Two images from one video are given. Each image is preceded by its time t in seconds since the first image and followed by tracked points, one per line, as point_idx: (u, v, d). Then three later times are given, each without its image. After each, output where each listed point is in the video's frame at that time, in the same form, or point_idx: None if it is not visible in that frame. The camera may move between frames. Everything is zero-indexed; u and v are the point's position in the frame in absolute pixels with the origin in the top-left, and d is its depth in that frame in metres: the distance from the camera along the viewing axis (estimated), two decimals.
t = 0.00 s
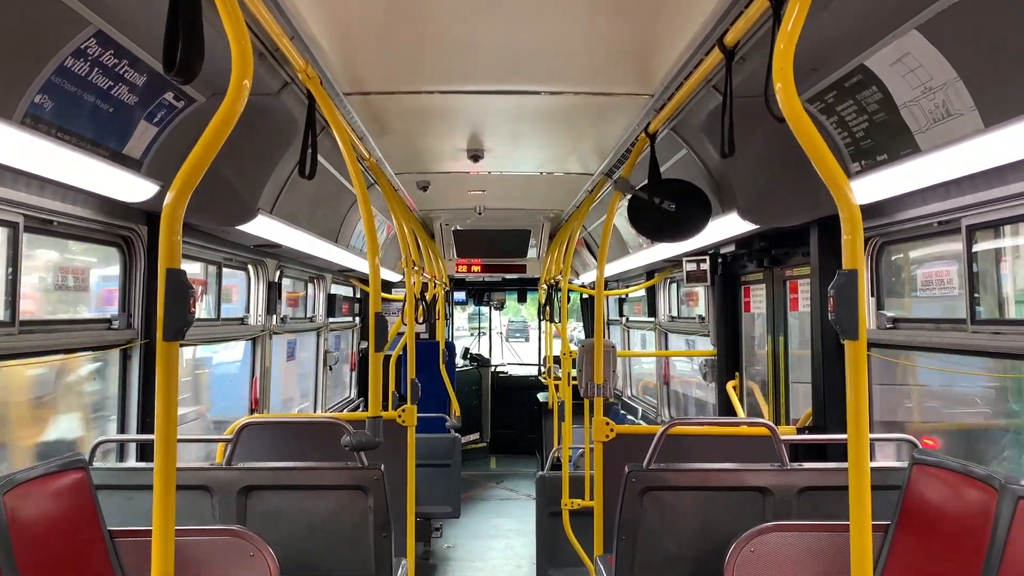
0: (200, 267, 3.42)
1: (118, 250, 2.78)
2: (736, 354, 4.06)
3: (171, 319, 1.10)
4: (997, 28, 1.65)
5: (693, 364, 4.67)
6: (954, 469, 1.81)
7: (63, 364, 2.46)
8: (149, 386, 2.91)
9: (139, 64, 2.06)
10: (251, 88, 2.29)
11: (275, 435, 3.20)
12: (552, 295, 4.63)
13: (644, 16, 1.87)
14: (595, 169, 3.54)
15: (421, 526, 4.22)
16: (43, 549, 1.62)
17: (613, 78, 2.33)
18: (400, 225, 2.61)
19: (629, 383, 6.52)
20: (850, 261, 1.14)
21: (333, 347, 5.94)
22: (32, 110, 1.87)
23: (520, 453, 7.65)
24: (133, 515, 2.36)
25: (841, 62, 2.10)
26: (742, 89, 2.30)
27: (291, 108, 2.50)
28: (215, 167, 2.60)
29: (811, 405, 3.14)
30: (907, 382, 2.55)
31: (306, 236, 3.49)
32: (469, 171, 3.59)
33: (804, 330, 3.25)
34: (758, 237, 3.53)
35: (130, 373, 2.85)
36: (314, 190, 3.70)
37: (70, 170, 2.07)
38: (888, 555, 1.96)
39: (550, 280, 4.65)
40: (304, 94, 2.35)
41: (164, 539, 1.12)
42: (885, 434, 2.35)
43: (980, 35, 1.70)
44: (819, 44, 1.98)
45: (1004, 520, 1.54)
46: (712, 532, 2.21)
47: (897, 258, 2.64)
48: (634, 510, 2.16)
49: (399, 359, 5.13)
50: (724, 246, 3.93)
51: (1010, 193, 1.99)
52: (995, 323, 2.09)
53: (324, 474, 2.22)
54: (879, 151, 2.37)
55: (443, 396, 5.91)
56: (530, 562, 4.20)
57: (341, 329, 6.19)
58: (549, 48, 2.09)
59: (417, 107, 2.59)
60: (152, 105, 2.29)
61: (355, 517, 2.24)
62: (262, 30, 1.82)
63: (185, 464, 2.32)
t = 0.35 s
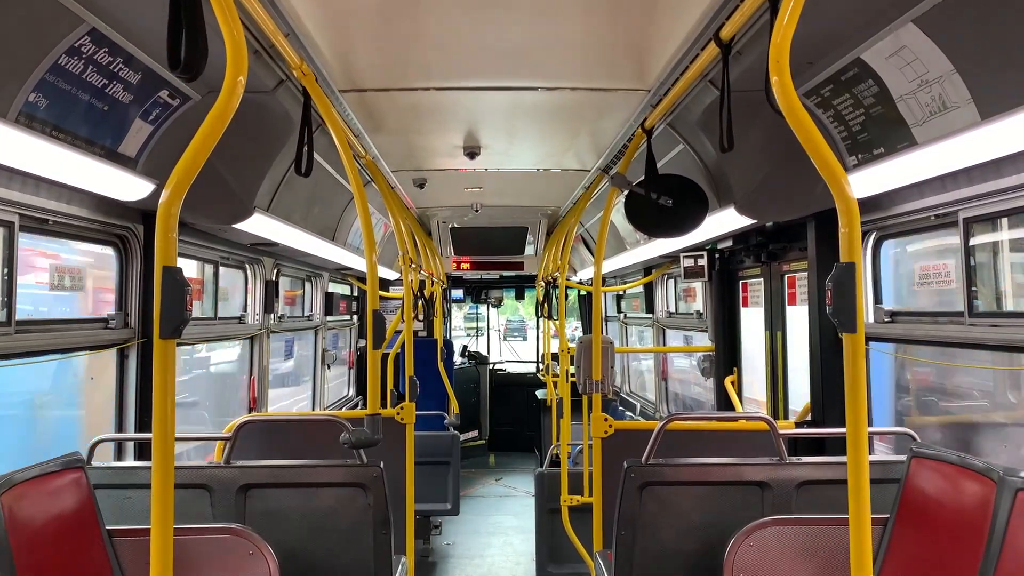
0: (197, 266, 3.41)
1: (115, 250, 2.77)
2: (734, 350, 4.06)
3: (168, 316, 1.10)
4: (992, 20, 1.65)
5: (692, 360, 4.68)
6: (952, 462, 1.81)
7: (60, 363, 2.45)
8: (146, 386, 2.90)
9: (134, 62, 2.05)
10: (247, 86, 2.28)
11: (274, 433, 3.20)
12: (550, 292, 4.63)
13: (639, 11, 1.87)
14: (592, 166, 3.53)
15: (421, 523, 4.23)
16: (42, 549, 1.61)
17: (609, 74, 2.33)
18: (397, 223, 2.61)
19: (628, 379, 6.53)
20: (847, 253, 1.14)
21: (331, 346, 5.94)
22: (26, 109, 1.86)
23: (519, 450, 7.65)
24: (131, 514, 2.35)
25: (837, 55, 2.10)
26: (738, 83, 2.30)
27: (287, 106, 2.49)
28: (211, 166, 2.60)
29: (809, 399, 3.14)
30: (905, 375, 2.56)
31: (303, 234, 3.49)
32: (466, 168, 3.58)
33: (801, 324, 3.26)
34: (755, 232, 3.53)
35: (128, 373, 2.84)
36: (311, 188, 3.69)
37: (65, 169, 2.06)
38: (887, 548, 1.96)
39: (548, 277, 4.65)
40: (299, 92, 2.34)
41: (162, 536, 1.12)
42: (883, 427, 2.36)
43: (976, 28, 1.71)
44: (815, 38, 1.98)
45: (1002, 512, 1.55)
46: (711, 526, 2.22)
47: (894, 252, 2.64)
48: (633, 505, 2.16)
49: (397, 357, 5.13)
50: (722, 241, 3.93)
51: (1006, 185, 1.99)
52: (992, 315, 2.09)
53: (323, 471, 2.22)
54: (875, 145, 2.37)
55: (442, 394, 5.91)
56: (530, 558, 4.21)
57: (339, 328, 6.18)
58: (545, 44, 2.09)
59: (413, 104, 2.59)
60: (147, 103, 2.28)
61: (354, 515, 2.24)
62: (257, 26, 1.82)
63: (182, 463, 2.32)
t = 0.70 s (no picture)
0: (200, 267, 3.42)
1: (118, 251, 2.77)
2: (737, 350, 4.06)
3: (172, 318, 1.10)
4: (996, 21, 1.65)
5: (694, 360, 4.68)
6: (956, 463, 1.81)
7: (64, 364, 2.45)
8: (150, 386, 2.90)
9: (137, 64, 2.06)
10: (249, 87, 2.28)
11: (277, 434, 3.20)
12: (552, 292, 4.63)
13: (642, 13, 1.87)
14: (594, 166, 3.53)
15: (423, 524, 4.23)
16: (46, 551, 1.62)
17: (612, 75, 2.33)
18: (400, 224, 2.61)
19: (630, 379, 6.53)
20: (851, 254, 1.14)
21: (333, 346, 5.95)
22: (30, 110, 1.87)
23: (521, 451, 7.65)
24: (134, 515, 2.36)
25: (840, 56, 2.09)
26: (741, 84, 2.30)
27: (289, 106, 2.49)
28: (214, 167, 2.60)
29: (812, 400, 3.14)
30: (908, 376, 2.56)
31: (305, 234, 3.49)
32: (469, 169, 3.58)
33: (804, 325, 3.26)
34: (758, 233, 3.53)
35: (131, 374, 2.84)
36: (313, 189, 3.69)
37: (68, 170, 2.06)
38: (890, 549, 1.96)
39: (551, 277, 4.64)
40: (302, 93, 2.35)
41: (166, 537, 1.12)
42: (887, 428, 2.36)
43: (979, 29, 1.71)
44: (817, 38, 1.98)
45: (1007, 513, 1.55)
46: (714, 527, 2.21)
47: (897, 253, 2.64)
48: (636, 506, 2.16)
49: (400, 358, 5.13)
50: (724, 241, 3.93)
51: (1010, 186, 1.99)
52: (996, 316, 2.09)
53: (326, 472, 2.22)
54: (878, 145, 2.37)
55: (444, 394, 5.91)
56: (532, 559, 4.21)
57: (341, 328, 6.18)
58: (547, 45, 2.09)
59: (416, 105, 2.59)
60: (150, 104, 2.29)
61: (358, 516, 2.24)
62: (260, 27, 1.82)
63: (185, 463, 2.32)
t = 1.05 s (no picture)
0: (209, 265, 3.43)
1: (127, 248, 2.79)
2: (744, 350, 4.05)
3: (183, 314, 1.10)
4: (1007, 21, 1.65)
5: (702, 360, 4.67)
6: (965, 464, 1.80)
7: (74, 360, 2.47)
8: (158, 383, 2.92)
9: (147, 61, 2.06)
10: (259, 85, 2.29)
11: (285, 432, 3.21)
12: (559, 292, 4.63)
13: (652, 12, 1.87)
14: (602, 165, 3.53)
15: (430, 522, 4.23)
16: (56, 546, 1.62)
17: (620, 74, 2.32)
18: (407, 222, 2.61)
19: (636, 379, 6.52)
20: (861, 253, 1.14)
21: (341, 345, 5.97)
22: (41, 108, 1.88)
23: (527, 450, 7.65)
24: (143, 512, 2.37)
25: (849, 56, 2.09)
26: (750, 83, 2.29)
27: (298, 105, 2.50)
28: (223, 165, 2.61)
29: (820, 400, 3.13)
30: (917, 376, 2.55)
31: (313, 233, 3.49)
32: (477, 167, 3.58)
33: (812, 325, 3.25)
34: (766, 232, 3.53)
35: (140, 371, 2.86)
36: (322, 187, 3.70)
37: (79, 167, 2.07)
38: (898, 550, 1.95)
39: (557, 276, 4.65)
40: (311, 91, 2.35)
41: (176, 533, 1.12)
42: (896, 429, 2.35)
43: (991, 29, 1.70)
44: (827, 38, 1.98)
45: (1017, 515, 1.54)
46: (723, 527, 2.21)
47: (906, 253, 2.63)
48: (644, 505, 2.16)
49: (406, 356, 5.14)
50: (732, 241, 3.92)
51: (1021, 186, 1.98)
52: (1006, 317, 2.09)
53: (333, 470, 2.23)
54: (888, 145, 2.36)
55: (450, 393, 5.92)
56: (538, 558, 4.21)
57: (348, 326, 6.20)
58: (556, 44, 2.09)
59: (424, 104, 2.59)
60: (160, 102, 2.29)
61: (365, 514, 2.25)
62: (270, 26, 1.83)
63: (195, 460, 2.33)
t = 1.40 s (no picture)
0: (219, 265, 3.44)
1: (138, 248, 2.80)
2: (754, 350, 4.05)
3: (195, 315, 1.10)
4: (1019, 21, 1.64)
5: (711, 360, 4.66)
6: (977, 466, 1.79)
7: (85, 360, 2.48)
8: (168, 383, 2.93)
9: (159, 62, 2.07)
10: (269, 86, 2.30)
11: (295, 432, 3.22)
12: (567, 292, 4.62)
13: (662, 12, 1.86)
14: (611, 165, 3.53)
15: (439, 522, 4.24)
16: (70, 544, 1.63)
17: (629, 74, 2.32)
18: (417, 222, 2.61)
19: (644, 379, 6.51)
20: (873, 255, 1.13)
21: (350, 344, 5.98)
22: (53, 108, 1.88)
23: (534, 450, 7.65)
24: (154, 510, 2.38)
25: (860, 55, 2.08)
26: (761, 83, 2.29)
27: (308, 105, 2.51)
28: (233, 166, 2.62)
29: (830, 401, 3.12)
30: (928, 377, 2.54)
31: (323, 232, 3.50)
32: (486, 167, 3.59)
33: (822, 326, 3.24)
34: (776, 233, 3.52)
35: (150, 370, 2.87)
36: (331, 187, 3.71)
37: (90, 168, 2.08)
38: (909, 552, 1.94)
39: (566, 276, 4.65)
40: (321, 91, 2.36)
41: (188, 534, 1.12)
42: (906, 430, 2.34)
43: (1004, 29, 1.69)
44: (839, 38, 1.97)
45: None
46: (733, 527, 2.21)
47: (917, 253, 2.62)
48: (654, 505, 2.16)
49: (415, 356, 5.15)
50: (742, 241, 3.91)
51: None
52: (1019, 318, 2.08)
53: (343, 470, 2.23)
54: (899, 145, 2.36)
55: (457, 393, 5.92)
56: (547, 558, 4.21)
57: (358, 326, 6.21)
58: (564, 44, 2.09)
59: (434, 104, 2.60)
60: (171, 102, 2.30)
61: (375, 514, 2.25)
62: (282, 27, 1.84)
63: (206, 459, 2.34)
